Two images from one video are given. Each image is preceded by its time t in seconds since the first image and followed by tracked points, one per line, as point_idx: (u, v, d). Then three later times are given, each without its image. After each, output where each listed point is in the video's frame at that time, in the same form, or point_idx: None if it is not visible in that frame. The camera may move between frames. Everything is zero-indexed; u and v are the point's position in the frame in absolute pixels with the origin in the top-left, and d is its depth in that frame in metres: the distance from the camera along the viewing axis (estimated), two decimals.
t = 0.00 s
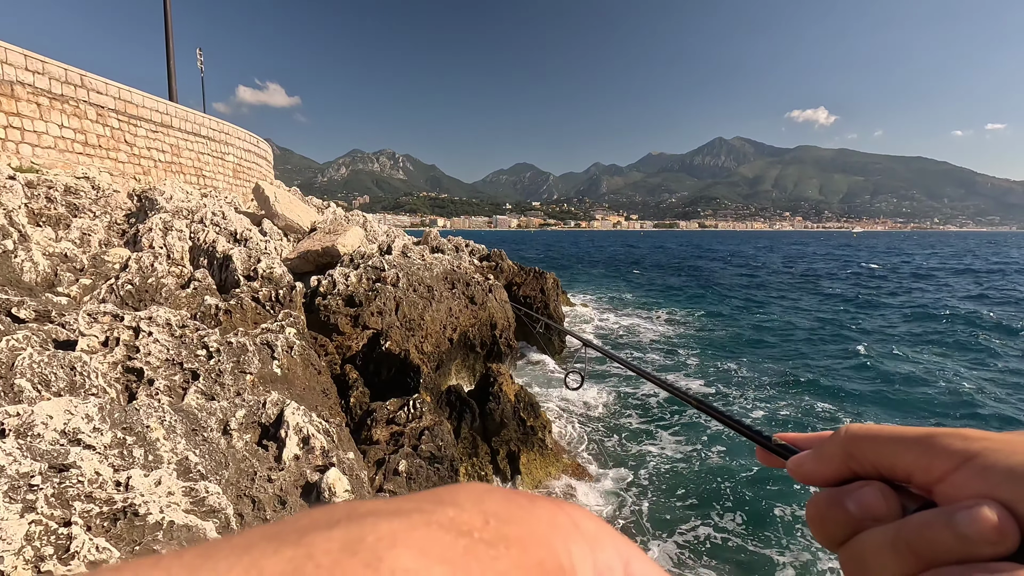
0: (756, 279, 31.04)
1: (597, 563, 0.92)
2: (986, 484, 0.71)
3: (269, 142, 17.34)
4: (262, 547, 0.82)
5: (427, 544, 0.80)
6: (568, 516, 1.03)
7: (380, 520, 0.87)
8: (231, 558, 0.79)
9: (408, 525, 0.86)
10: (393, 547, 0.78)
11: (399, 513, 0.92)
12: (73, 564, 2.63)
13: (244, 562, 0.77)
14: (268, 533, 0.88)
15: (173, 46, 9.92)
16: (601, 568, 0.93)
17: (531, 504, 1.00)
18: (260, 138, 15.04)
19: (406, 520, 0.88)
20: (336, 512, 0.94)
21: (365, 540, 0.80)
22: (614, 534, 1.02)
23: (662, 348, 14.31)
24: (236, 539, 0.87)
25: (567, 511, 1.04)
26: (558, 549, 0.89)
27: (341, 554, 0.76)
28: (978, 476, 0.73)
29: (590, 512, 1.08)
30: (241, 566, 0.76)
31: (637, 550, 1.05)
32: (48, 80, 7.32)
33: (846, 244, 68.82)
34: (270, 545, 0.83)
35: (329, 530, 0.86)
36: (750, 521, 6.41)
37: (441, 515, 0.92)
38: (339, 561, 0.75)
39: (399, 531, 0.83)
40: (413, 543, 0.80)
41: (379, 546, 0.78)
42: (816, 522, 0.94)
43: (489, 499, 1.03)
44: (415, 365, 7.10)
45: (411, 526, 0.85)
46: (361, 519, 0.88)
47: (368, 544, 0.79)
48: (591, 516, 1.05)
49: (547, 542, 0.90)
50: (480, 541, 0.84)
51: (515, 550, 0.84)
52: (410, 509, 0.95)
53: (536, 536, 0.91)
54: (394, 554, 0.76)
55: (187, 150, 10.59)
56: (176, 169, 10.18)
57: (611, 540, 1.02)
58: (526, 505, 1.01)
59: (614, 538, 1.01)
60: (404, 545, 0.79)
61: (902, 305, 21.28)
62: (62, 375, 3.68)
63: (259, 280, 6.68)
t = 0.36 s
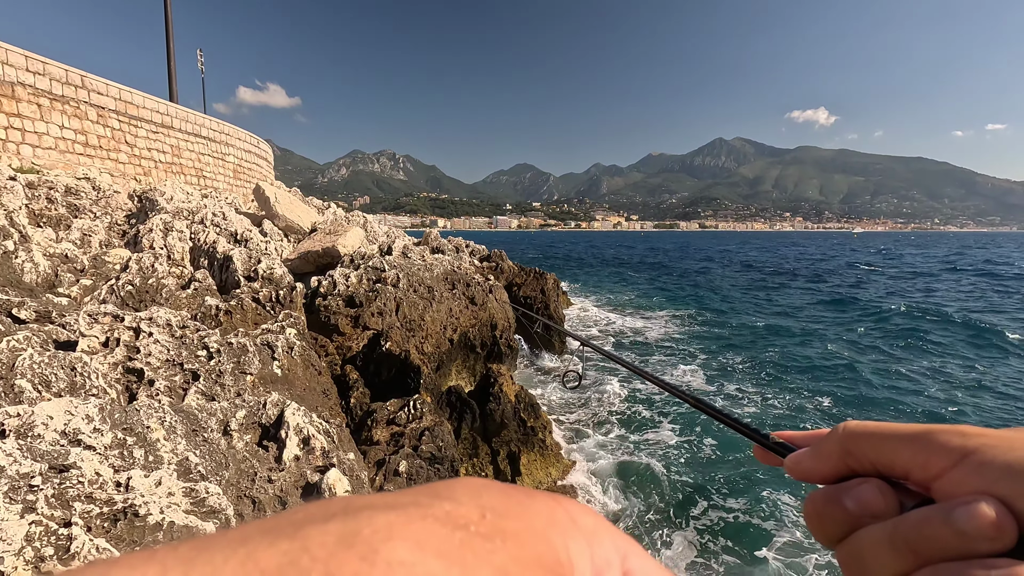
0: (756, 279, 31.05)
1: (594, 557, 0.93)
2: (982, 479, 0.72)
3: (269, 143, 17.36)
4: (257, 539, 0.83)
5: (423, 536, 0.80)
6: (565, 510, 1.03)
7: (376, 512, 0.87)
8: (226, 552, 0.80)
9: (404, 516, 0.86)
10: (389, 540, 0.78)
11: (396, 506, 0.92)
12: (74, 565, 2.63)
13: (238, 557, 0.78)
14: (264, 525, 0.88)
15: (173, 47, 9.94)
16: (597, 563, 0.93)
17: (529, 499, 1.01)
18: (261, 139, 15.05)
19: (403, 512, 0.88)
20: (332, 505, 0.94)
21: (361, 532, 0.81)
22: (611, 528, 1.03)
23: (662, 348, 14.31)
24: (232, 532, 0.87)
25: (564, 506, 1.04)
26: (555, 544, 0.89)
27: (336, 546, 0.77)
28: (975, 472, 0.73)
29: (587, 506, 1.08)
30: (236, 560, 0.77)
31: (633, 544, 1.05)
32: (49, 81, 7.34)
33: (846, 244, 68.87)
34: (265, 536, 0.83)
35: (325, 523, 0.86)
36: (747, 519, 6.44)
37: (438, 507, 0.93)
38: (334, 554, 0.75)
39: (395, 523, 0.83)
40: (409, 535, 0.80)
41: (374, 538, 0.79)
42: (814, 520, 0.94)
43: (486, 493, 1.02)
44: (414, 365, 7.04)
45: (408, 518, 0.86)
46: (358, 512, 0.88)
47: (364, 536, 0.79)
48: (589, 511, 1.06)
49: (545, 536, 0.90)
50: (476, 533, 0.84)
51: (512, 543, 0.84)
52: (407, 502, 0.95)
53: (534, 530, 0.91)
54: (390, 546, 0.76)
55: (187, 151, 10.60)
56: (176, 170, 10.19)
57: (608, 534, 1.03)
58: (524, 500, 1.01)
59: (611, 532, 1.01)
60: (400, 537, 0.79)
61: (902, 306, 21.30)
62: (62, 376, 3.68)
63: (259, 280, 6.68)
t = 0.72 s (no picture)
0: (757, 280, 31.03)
1: (594, 553, 0.93)
2: (982, 479, 0.72)
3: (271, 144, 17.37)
4: (257, 538, 0.83)
5: (422, 535, 0.81)
6: (565, 508, 1.03)
7: (374, 511, 0.87)
8: (225, 551, 0.80)
9: (404, 515, 0.86)
10: (387, 537, 0.78)
11: (395, 505, 0.92)
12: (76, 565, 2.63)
13: (237, 556, 0.78)
14: (263, 525, 0.89)
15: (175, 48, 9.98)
16: (598, 560, 0.94)
17: (528, 498, 1.01)
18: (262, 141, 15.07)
19: (402, 511, 0.89)
20: (331, 504, 0.94)
21: (360, 531, 0.81)
22: (610, 527, 1.03)
23: (663, 349, 14.31)
24: (232, 531, 0.87)
25: (564, 504, 1.05)
26: (554, 542, 0.90)
27: (334, 545, 0.77)
28: (975, 470, 0.74)
29: (586, 504, 1.09)
30: (235, 559, 0.77)
31: (633, 542, 1.06)
32: (51, 82, 7.36)
33: (847, 245, 68.79)
34: (265, 535, 0.83)
35: (324, 522, 0.86)
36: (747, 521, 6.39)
37: (436, 506, 0.93)
38: (332, 552, 0.75)
39: (394, 521, 0.84)
40: (408, 534, 0.80)
41: (373, 537, 0.79)
42: (814, 519, 0.94)
43: (485, 492, 1.03)
44: (415, 367, 7.10)
45: (407, 517, 0.86)
46: (357, 511, 0.88)
47: (362, 535, 0.79)
48: (588, 509, 1.06)
49: (545, 535, 0.91)
50: (475, 532, 0.84)
51: (511, 541, 0.85)
52: (406, 501, 0.95)
53: (533, 527, 0.91)
54: (388, 545, 0.76)
55: (189, 153, 10.62)
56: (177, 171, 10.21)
57: (608, 533, 1.03)
58: (523, 499, 1.01)
59: (610, 530, 1.02)
60: (399, 535, 0.79)
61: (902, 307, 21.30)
62: (64, 376, 3.69)
63: (260, 281, 6.68)
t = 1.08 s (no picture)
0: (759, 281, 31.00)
1: (592, 554, 0.94)
2: (982, 479, 0.72)
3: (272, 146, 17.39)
4: (252, 540, 0.83)
5: (418, 537, 0.81)
6: (562, 509, 1.03)
7: (370, 513, 0.88)
8: (220, 553, 0.80)
9: (400, 517, 0.87)
10: (383, 539, 0.78)
11: (391, 506, 0.92)
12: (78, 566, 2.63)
13: (232, 557, 0.78)
14: (259, 526, 0.89)
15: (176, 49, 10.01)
16: (595, 560, 0.94)
17: (526, 499, 1.01)
18: (263, 142, 15.09)
19: (398, 512, 0.89)
20: (328, 506, 0.95)
21: (356, 533, 0.81)
22: (609, 526, 1.04)
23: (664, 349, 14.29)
24: (227, 534, 0.87)
25: (562, 504, 1.05)
26: (551, 542, 0.90)
27: (330, 547, 0.77)
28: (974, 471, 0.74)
29: (583, 504, 1.10)
30: (229, 561, 0.77)
31: (632, 541, 1.06)
32: (53, 84, 7.39)
33: (849, 245, 68.71)
34: (260, 538, 0.84)
35: (320, 524, 0.86)
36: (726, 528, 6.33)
37: (433, 507, 0.93)
38: (327, 554, 0.75)
39: (390, 523, 0.84)
40: (404, 535, 0.80)
41: (369, 539, 0.79)
42: (813, 519, 0.95)
43: (483, 493, 1.03)
44: (416, 368, 7.11)
45: (403, 518, 0.86)
46: (353, 513, 0.89)
47: (358, 537, 0.79)
48: (586, 509, 1.06)
49: (542, 535, 0.91)
50: (472, 533, 0.85)
51: (508, 542, 0.85)
52: (402, 502, 0.96)
53: (531, 527, 0.92)
54: (383, 546, 0.76)
55: (190, 153, 10.63)
56: (179, 172, 10.23)
57: (607, 533, 1.04)
58: (520, 499, 1.02)
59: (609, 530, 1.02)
60: (394, 537, 0.79)
61: (904, 307, 21.29)
62: (66, 377, 3.70)
63: (262, 282, 6.69)
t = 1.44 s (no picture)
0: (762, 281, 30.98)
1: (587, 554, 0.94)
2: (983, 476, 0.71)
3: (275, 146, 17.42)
4: (246, 541, 0.83)
5: (413, 536, 0.81)
6: (557, 509, 1.04)
7: (365, 512, 0.87)
8: (214, 553, 0.79)
9: (394, 517, 0.86)
10: (377, 540, 0.78)
11: (386, 506, 0.92)
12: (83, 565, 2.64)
13: (225, 558, 0.78)
14: (253, 528, 0.88)
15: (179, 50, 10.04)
16: (590, 560, 0.95)
17: (521, 500, 1.01)
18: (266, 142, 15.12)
19: (393, 512, 0.89)
20: (322, 507, 0.94)
21: (350, 533, 0.81)
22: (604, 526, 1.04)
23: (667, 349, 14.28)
24: (220, 535, 0.86)
25: (557, 504, 1.06)
26: (546, 542, 0.90)
27: (324, 548, 0.77)
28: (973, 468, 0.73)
29: (579, 504, 1.10)
30: (224, 561, 0.76)
31: (627, 540, 1.07)
32: (57, 85, 7.42)
33: (852, 245, 68.54)
34: (255, 538, 0.83)
35: (314, 525, 0.86)
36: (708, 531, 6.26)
37: (427, 508, 0.93)
38: (321, 554, 0.75)
39: (384, 523, 0.84)
40: (399, 536, 0.80)
41: (363, 539, 0.79)
42: (813, 517, 0.95)
43: (478, 492, 1.03)
44: (419, 369, 7.12)
45: (398, 518, 0.86)
46: (347, 514, 0.88)
47: (353, 537, 0.79)
48: (581, 509, 1.07)
49: (537, 535, 0.91)
50: (466, 533, 0.85)
51: (502, 542, 0.85)
52: (396, 502, 0.95)
53: (526, 528, 0.92)
54: (377, 547, 0.76)
55: (193, 154, 10.67)
56: (182, 172, 10.26)
57: (602, 532, 1.05)
58: (516, 499, 1.02)
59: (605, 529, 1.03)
60: (389, 538, 0.79)
61: (907, 307, 21.28)
62: (71, 377, 3.71)
63: (265, 282, 6.71)
